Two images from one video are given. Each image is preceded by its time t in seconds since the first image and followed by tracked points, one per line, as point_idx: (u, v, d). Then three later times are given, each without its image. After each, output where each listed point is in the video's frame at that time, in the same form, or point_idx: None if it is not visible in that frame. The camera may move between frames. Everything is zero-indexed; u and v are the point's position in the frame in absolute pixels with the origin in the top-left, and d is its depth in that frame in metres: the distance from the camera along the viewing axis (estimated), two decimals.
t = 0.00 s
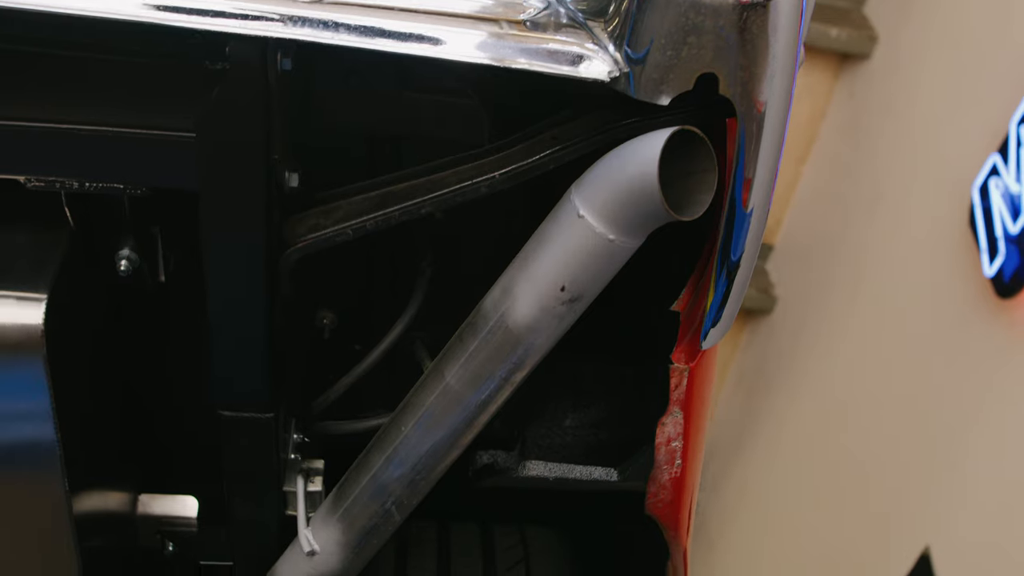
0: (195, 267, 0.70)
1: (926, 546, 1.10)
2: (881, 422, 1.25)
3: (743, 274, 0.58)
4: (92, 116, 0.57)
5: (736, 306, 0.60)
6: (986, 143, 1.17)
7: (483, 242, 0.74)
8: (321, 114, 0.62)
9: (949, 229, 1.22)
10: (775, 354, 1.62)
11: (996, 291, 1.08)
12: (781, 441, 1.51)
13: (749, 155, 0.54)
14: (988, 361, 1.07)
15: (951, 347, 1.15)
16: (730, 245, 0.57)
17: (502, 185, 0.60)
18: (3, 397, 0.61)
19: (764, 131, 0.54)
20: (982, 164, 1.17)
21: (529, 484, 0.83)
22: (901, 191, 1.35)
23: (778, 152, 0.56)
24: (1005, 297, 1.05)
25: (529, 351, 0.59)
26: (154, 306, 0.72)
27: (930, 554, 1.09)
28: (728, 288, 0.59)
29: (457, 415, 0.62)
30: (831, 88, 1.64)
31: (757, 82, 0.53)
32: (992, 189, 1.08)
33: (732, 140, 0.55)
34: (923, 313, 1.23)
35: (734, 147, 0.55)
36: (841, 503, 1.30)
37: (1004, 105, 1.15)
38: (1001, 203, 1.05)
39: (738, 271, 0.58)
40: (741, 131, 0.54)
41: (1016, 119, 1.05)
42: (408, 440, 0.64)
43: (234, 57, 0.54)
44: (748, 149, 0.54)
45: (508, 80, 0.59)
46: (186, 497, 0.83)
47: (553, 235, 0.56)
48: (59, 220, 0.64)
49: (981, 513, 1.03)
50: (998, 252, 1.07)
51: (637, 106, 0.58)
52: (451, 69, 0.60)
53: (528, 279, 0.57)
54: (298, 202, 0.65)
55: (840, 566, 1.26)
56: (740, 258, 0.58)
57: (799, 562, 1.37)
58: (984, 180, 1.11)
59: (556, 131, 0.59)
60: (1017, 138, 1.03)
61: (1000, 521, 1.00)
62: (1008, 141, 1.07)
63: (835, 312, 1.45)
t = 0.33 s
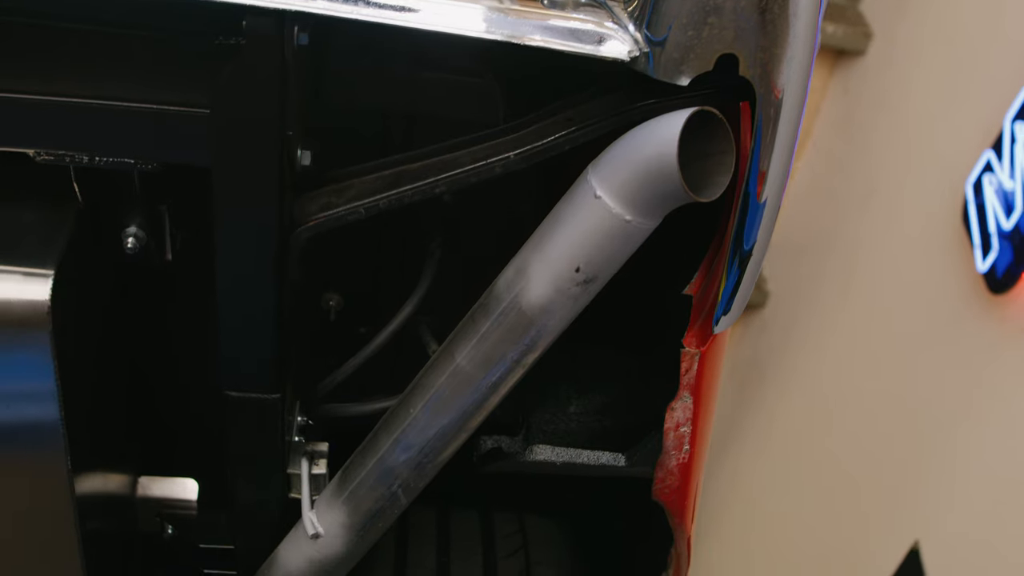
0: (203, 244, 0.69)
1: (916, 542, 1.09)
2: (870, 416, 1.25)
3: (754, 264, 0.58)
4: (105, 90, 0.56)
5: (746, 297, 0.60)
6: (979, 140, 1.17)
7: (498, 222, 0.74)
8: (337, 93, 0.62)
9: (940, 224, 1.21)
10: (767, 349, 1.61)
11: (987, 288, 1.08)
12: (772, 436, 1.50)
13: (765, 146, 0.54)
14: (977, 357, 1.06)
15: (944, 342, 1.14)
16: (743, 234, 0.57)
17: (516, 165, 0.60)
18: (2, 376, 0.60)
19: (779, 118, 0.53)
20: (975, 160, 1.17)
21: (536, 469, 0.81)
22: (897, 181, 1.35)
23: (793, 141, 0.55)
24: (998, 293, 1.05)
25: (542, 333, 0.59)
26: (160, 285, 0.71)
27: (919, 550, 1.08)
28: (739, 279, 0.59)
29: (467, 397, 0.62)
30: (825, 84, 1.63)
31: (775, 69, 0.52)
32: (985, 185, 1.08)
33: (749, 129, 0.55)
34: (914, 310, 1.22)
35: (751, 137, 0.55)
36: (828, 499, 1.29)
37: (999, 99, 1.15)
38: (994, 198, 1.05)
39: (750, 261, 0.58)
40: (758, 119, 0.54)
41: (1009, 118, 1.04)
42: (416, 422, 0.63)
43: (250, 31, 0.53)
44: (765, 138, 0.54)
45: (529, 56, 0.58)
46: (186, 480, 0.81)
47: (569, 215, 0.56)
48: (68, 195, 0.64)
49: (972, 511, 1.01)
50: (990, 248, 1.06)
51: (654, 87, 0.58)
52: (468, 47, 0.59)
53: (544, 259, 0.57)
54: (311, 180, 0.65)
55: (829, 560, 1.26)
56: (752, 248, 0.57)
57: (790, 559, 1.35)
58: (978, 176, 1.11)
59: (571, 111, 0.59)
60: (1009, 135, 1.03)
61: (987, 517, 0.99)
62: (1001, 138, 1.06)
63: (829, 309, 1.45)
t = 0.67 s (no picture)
0: (209, 222, 0.69)
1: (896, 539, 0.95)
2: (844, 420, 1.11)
3: (766, 256, 0.59)
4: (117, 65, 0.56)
5: (758, 287, 0.61)
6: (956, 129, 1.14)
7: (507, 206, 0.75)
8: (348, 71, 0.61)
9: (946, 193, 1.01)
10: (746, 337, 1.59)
11: (981, 283, 0.90)
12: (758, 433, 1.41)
13: (782, 136, 0.55)
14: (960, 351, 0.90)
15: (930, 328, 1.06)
16: (755, 225, 0.58)
17: (532, 146, 0.59)
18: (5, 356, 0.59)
19: (796, 105, 0.54)
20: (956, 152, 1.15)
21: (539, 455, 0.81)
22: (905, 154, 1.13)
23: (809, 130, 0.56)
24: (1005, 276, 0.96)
25: (556, 315, 0.58)
26: (165, 264, 0.71)
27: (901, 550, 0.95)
28: (752, 269, 0.59)
29: (479, 378, 0.61)
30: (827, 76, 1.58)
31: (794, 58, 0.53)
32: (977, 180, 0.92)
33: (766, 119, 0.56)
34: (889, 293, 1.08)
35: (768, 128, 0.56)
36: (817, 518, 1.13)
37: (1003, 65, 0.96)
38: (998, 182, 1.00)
39: (762, 252, 0.59)
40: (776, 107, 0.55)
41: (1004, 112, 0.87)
42: (425, 404, 0.63)
43: (265, 5, 0.53)
44: (782, 126, 0.54)
45: (537, 33, 0.57)
46: (186, 463, 0.81)
47: (586, 197, 0.55)
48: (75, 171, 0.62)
49: (961, 510, 0.85)
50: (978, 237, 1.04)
51: (671, 68, 0.58)
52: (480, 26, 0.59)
53: (559, 241, 0.56)
54: (321, 158, 0.64)
55: None
56: (765, 239, 0.58)
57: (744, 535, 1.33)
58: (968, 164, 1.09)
59: (586, 93, 0.59)
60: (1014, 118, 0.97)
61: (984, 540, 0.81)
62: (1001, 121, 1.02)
63: (818, 310, 1.26)
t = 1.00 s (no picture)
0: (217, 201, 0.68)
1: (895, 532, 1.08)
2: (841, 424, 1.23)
3: (779, 248, 0.59)
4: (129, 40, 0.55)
5: (770, 280, 0.60)
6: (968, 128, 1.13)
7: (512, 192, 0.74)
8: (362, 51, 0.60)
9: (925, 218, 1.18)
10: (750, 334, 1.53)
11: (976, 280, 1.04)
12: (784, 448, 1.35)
13: (798, 126, 0.55)
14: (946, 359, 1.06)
15: (958, 337, 1.06)
16: (769, 217, 0.58)
17: (548, 127, 0.59)
18: None
19: (814, 96, 0.54)
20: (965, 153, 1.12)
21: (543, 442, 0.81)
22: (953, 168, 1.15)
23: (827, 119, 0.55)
24: (985, 286, 1.02)
25: (570, 298, 0.58)
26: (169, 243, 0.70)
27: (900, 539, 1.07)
28: (764, 261, 0.59)
29: (491, 362, 0.60)
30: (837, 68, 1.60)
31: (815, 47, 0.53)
32: (972, 177, 1.03)
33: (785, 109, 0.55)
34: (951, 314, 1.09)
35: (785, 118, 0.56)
36: (792, 499, 1.31)
37: (992, 84, 1.11)
38: (982, 190, 1.01)
39: (775, 244, 0.59)
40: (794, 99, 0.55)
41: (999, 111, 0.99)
42: (436, 387, 0.62)
43: None
44: (799, 118, 0.54)
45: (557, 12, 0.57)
46: (186, 445, 0.79)
47: (604, 179, 0.55)
48: (84, 148, 0.62)
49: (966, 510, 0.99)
50: (976, 241, 1.03)
51: (691, 51, 0.57)
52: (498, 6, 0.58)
53: (575, 223, 0.56)
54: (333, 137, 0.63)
55: (789, 568, 1.27)
56: (778, 231, 0.58)
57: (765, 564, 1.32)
58: (965, 168, 1.06)
59: (603, 74, 0.59)
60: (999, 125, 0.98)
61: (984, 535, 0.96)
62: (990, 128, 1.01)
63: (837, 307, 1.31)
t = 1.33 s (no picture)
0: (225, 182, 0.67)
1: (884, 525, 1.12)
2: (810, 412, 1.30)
3: (793, 240, 0.59)
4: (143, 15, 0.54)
5: (784, 270, 0.60)
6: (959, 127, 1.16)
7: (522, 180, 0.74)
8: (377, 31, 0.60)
9: (922, 216, 1.20)
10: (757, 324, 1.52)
11: (966, 276, 1.09)
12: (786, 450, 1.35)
13: (818, 117, 0.54)
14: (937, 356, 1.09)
15: (921, 331, 1.14)
16: (785, 207, 0.58)
17: (565, 109, 0.59)
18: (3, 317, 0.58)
19: (835, 86, 0.53)
20: (959, 149, 1.15)
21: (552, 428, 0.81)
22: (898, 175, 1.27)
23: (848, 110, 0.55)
24: (977, 282, 1.06)
25: (587, 282, 0.57)
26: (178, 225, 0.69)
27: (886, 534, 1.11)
28: (778, 253, 0.59)
29: (506, 346, 0.60)
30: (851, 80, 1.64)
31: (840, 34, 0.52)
32: (966, 173, 1.09)
33: (807, 99, 0.55)
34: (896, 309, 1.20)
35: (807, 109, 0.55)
36: (787, 496, 1.32)
37: (988, 81, 1.12)
38: (976, 185, 1.06)
39: (790, 236, 0.58)
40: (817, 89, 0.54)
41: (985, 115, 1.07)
42: (448, 371, 0.62)
43: None
44: (820, 108, 0.54)
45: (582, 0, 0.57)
46: (190, 428, 0.80)
47: (624, 161, 0.54)
48: (96, 126, 0.61)
49: (940, 503, 1.03)
50: (970, 236, 1.07)
51: (710, 34, 0.57)
52: None
53: (594, 205, 0.55)
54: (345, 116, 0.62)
55: (786, 566, 1.28)
56: (793, 223, 0.58)
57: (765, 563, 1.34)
58: (961, 164, 1.11)
59: (621, 56, 0.58)
60: (997, 123, 1.03)
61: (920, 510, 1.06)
62: (987, 124, 1.06)
63: (835, 303, 1.32)
